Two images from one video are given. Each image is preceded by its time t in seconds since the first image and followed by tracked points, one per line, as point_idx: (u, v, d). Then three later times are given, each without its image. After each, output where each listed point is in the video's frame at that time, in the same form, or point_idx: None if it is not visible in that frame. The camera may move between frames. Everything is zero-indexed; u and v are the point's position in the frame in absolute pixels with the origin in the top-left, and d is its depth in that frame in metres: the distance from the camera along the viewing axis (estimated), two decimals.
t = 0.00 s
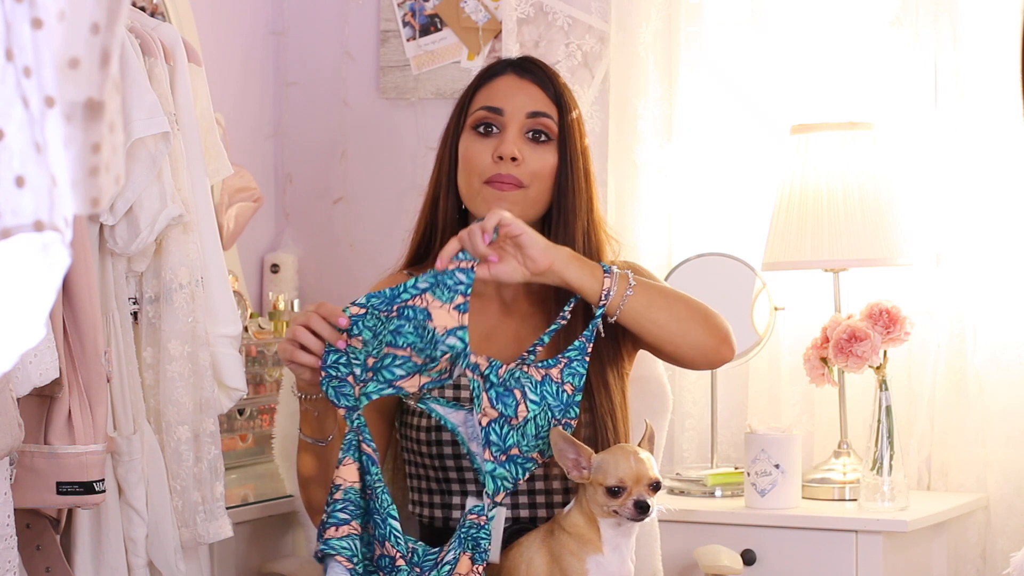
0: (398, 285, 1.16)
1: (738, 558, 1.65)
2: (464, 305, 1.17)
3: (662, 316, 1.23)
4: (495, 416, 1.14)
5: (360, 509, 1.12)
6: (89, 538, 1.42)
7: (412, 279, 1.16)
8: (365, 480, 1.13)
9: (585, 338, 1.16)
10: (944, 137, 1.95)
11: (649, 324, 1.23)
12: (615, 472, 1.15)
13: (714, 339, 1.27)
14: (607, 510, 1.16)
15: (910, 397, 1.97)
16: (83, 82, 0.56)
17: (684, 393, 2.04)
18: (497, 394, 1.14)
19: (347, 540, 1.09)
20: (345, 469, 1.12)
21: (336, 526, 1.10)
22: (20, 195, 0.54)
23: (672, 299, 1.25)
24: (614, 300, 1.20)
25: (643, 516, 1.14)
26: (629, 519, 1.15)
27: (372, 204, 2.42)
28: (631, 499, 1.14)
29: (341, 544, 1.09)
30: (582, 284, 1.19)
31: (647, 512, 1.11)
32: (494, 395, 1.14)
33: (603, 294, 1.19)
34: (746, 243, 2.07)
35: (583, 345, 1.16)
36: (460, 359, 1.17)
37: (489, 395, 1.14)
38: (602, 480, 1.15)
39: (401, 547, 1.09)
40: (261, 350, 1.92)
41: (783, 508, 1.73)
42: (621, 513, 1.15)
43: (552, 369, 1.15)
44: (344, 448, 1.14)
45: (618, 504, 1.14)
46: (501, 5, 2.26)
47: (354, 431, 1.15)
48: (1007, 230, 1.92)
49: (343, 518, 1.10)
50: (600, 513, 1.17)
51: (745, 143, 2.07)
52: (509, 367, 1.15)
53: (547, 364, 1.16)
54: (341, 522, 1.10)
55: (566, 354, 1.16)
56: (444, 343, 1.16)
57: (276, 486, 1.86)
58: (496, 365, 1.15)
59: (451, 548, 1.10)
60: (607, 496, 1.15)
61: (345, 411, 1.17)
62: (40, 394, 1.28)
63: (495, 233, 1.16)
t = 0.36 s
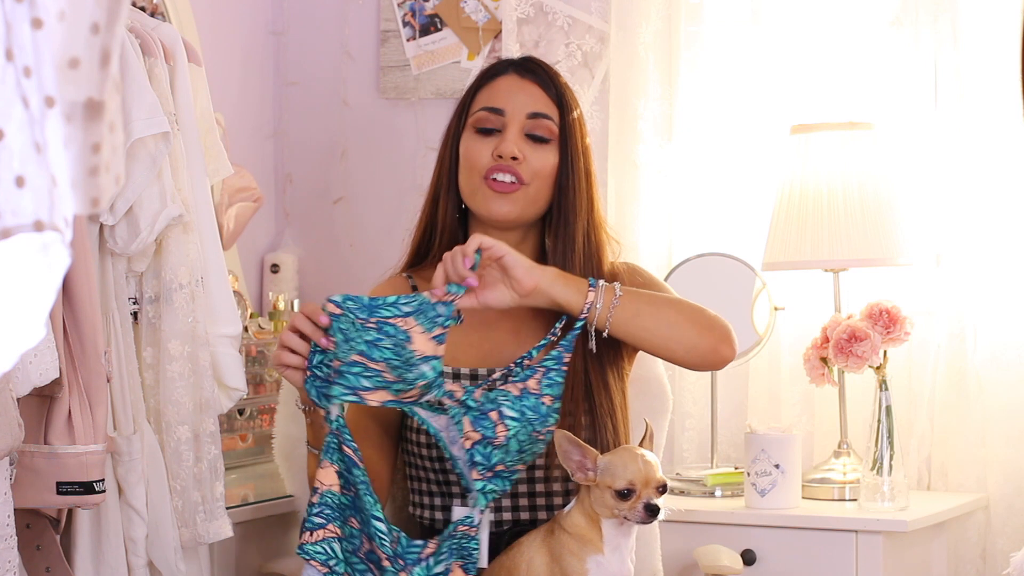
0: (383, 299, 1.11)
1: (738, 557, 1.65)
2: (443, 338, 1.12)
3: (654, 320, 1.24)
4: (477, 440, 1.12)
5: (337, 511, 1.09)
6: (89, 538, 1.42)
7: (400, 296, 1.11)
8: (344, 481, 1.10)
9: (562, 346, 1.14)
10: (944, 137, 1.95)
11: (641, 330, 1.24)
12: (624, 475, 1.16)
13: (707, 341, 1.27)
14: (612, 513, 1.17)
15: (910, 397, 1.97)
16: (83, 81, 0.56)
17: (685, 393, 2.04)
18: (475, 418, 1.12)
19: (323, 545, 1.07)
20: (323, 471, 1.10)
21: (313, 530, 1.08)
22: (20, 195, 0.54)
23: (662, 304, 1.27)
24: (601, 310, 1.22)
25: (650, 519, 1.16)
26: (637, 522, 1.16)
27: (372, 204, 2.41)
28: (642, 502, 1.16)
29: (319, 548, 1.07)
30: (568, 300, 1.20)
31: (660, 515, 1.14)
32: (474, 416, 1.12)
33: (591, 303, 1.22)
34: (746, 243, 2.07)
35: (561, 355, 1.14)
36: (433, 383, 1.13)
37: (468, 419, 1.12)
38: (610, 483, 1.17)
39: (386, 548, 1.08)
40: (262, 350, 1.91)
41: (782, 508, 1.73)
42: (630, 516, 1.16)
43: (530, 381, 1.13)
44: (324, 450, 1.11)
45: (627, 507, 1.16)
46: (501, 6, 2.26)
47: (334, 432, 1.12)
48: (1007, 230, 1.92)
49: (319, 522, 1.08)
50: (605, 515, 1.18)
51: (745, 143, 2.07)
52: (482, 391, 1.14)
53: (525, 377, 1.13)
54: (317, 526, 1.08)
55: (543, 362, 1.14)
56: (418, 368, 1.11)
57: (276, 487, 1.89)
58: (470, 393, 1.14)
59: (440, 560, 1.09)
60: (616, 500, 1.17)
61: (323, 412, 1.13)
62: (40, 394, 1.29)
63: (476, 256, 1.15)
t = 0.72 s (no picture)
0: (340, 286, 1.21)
1: (738, 557, 1.65)
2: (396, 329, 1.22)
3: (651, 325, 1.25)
4: (429, 431, 1.17)
5: (287, 489, 1.20)
6: (88, 538, 1.42)
7: (355, 287, 1.21)
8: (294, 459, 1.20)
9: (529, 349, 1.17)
10: (944, 137, 1.95)
11: (638, 338, 1.24)
12: (623, 471, 1.16)
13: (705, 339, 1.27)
14: (615, 511, 1.17)
15: (910, 397, 1.97)
16: (83, 82, 0.56)
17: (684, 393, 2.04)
18: (430, 409, 1.17)
19: (274, 522, 1.18)
20: (275, 450, 1.20)
21: (265, 509, 1.18)
22: (20, 196, 0.54)
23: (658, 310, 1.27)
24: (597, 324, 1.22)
25: (653, 514, 1.15)
26: (639, 517, 1.16)
27: (373, 204, 2.42)
28: (643, 497, 1.15)
29: (269, 526, 1.18)
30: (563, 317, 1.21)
31: (660, 507, 1.13)
32: (426, 408, 1.17)
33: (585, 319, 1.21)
34: (746, 242, 2.07)
35: (525, 356, 1.17)
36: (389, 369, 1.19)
37: (424, 410, 1.17)
38: (611, 480, 1.17)
39: (326, 531, 1.18)
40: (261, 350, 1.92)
41: (782, 507, 1.73)
42: (631, 511, 1.16)
43: (490, 377, 1.17)
44: (277, 429, 1.20)
45: (628, 503, 1.16)
46: (501, 5, 2.26)
47: (287, 412, 1.20)
48: (1007, 229, 1.92)
49: (272, 500, 1.19)
50: (607, 513, 1.18)
51: (744, 143, 2.07)
52: (440, 376, 1.19)
53: (487, 372, 1.17)
54: (269, 505, 1.18)
55: (508, 360, 1.18)
56: (375, 353, 1.18)
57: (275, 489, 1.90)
58: (428, 378, 1.18)
59: (382, 544, 1.20)
60: (617, 496, 1.16)
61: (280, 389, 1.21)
62: (40, 394, 1.29)
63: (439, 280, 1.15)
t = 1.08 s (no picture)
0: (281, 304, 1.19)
1: (738, 557, 1.65)
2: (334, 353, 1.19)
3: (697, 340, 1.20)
4: (354, 431, 1.14)
5: (263, 472, 1.14)
6: (88, 538, 1.42)
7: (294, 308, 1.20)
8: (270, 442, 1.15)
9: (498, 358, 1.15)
10: (944, 137, 1.95)
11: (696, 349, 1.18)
12: (625, 470, 1.17)
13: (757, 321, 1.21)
14: (617, 509, 1.17)
15: (910, 397, 1.97)
16: (83, 82, 0.56)
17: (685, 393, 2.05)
18: (364, 413, 1.14)
19: (249, 504, 1.11)
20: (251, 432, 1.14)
21: (239, 490, 1.12)
22: (20, 195, 0.54)
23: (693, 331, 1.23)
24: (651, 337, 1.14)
25: (655, 512, 1.17)
26: (641, 516, 1.17)
27: (373, 204, 2.42)
28: (646, 496, 1.16)
29: (241, 506, 1.10)
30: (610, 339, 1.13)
31: (664, 507, 1.14)
32: (364, 411, 1.14)
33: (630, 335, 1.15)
34: (746, 242, 2.07)
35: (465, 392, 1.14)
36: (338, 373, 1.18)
37: (358, 408, 1.15)
38: (612, 479, 1.17)
39: (301, 512, 1.13)
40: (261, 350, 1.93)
41: (782, 508, 1.73)
42: (633, 510, 1.17)
43: (428, 402, 1.13)
44: (252, 411, 1.15)
45: (631, 501, 1.16)
46: (501, 6, 2.27)
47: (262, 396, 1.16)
48: (1007, 229, 1.92)
49: (245, 482, 1.13)
50: (606, 511, 1.18)
51: (745, 143, 2.07)
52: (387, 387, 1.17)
53: (432, 398, 1.14)
54: (243, 485, 1.12)
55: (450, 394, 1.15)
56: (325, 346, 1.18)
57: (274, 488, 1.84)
58: (374, 386, 1.16)
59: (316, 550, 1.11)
60: (620, 494, 1.17)
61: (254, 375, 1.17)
62: (40, 394, 1.28)
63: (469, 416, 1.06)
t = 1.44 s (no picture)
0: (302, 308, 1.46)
1: (738, 557, 1.65)
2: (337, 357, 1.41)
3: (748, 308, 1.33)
4: (337, 445, 1.31)
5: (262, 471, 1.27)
6: (88, 538, 1.42)
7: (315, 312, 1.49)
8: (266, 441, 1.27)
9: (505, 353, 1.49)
10: (944, 137, 1.95)
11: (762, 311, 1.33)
12: (633, 470, 1.16)
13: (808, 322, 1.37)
14: (622, 508, 1.17)
15: (911, 397, 1.97)
16: (82, 82, 0.56)
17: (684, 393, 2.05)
18: (349, 430, 1.33)
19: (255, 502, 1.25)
20: (254, 429, 1.26)
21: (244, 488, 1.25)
22: (20, 195, 0.54)
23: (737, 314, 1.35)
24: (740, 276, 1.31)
25: (662, 512, 1.16)
26: (649, 515, 1.16)
27: (372, 205, 2.42)
28: (655, 494, 1.16)
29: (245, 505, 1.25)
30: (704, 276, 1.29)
31: (673, 507, 1.14)
32: (349, 429, 1.33)
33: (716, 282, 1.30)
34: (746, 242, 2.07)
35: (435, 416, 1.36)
36: (332, 383, 1.34)
37: (344, 428, 1.32)
38: (620, 479, 1.16)
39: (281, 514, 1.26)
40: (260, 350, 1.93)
41: (782, 508, 1.73)
42: (642, 510, 1.16)
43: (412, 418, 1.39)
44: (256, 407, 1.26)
45: (638, 500, 1.16)
46: (501, 5, 2.27)
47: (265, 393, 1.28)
48: (1008, 229, 1.92)
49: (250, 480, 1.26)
50: (613, 511, 1.17)
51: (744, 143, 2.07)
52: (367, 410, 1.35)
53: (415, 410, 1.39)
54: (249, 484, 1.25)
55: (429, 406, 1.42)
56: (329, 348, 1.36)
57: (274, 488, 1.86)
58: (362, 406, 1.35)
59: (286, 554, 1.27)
60: (628, 494, 1.16)
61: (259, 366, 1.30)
62: (40, 394, 1.28)
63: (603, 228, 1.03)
